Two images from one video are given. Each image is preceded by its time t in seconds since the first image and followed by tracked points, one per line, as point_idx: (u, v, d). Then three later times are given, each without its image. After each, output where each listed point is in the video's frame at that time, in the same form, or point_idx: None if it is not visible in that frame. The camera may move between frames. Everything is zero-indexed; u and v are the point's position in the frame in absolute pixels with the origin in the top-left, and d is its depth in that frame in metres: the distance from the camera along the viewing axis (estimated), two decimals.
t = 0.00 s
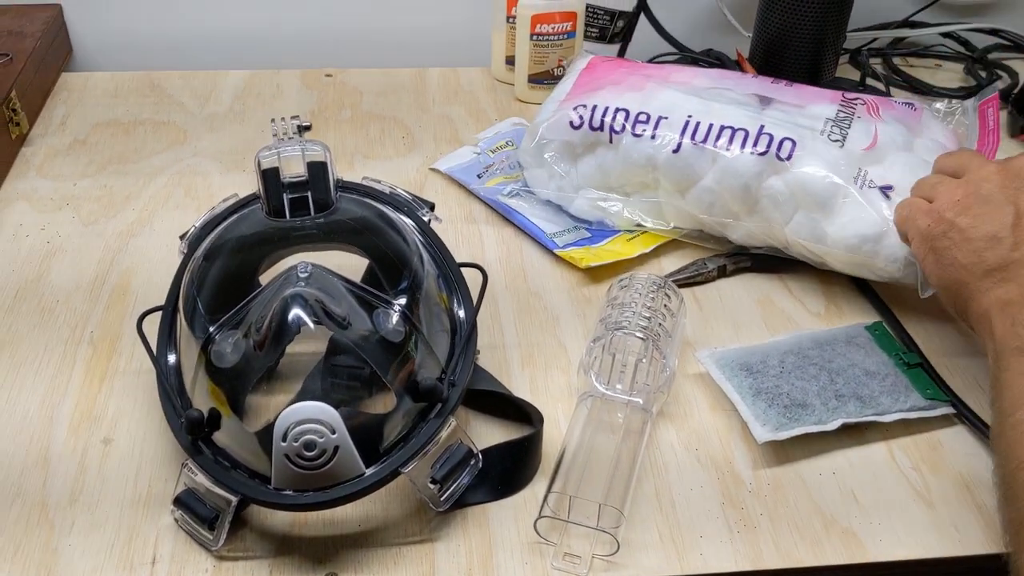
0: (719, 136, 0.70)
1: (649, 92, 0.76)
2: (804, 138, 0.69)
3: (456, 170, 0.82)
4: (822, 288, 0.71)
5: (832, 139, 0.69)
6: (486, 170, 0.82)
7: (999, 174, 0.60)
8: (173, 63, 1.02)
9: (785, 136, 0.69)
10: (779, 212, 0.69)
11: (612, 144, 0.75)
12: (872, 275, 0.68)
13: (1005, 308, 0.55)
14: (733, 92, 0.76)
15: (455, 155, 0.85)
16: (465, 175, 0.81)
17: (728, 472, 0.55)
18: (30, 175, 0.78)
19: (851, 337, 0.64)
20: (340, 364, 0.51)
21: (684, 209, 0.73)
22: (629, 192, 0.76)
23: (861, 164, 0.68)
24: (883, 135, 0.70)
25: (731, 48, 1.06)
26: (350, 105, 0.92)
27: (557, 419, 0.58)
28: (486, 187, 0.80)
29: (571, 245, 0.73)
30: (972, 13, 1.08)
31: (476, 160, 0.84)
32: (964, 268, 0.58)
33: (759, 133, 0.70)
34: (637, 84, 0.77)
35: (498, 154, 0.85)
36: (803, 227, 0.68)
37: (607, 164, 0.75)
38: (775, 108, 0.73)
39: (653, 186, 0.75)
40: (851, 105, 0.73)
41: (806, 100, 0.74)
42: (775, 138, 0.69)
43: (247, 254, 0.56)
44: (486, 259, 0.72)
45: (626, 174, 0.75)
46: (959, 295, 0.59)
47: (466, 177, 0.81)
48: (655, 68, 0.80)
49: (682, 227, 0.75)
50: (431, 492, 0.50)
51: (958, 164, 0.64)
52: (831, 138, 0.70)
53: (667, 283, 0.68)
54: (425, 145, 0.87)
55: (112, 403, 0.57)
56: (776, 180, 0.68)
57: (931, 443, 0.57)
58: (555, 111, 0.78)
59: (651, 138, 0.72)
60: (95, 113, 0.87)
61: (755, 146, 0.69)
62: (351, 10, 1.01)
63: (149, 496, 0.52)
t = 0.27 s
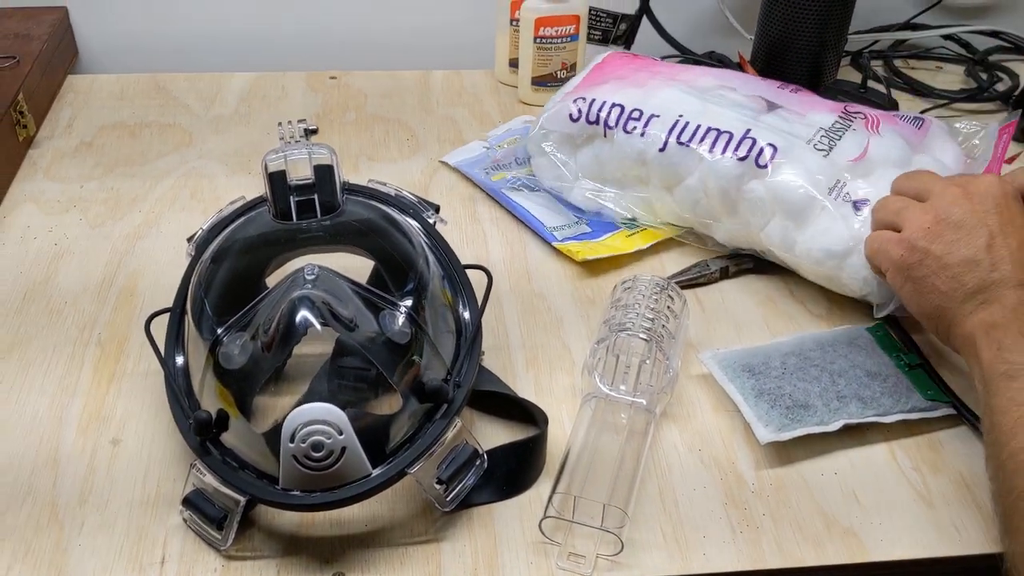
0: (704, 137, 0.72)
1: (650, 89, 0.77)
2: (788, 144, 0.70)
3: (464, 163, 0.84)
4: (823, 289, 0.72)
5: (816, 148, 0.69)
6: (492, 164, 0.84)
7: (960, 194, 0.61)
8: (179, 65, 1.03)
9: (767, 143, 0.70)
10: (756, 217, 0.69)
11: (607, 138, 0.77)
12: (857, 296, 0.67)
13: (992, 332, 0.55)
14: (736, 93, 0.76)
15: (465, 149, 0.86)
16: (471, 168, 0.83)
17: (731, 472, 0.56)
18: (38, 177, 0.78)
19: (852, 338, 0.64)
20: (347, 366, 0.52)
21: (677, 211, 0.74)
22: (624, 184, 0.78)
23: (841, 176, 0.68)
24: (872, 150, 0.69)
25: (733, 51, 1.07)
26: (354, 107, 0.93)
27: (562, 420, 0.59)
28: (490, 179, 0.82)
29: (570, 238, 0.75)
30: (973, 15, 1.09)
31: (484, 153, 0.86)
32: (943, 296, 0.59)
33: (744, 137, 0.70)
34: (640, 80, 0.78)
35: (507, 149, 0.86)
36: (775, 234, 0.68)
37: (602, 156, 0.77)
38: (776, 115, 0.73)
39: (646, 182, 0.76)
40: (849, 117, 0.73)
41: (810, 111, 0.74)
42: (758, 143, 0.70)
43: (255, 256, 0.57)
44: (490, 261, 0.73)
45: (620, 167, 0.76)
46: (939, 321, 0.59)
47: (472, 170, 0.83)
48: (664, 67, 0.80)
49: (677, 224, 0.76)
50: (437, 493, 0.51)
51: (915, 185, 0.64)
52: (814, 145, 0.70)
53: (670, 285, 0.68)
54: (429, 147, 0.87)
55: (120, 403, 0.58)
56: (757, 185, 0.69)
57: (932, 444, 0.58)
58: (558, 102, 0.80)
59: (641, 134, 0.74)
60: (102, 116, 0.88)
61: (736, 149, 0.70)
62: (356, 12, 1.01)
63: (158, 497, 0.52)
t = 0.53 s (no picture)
0: (699, 139, 0.72)
1: (646, 91, 0.77)
2: (784, 143, 0.70)
3: (465, 165, 0.85)
4: (821, 292, 0.72)
5: (812, 143, 0.70)
6: (493, 166, 0.85)
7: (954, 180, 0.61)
8: (180, 69, 1.03)
9: (762, 142, 0.70)
10: (752, 217, 0.70)
11: (604, 141, 0.77)
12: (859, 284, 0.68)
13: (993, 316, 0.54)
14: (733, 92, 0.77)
15: (467, 151, 0.87)
16: (472, 171, 0.84)
17: (729, 474, 0.56)
18: (41, 180, 0.79)
19: (849, 340, 0.65)
20: (348, 369, 0.52)
21: (674, 213, 0.75)
22: (620, 186, 0.78)
23: (837, 168, 0.68)
24: (869, 136, 0.70)
25: (732, 54, 1.07)
26: (355, 110, 0.93)
27: (561, 422, 0.59)
28: (490, 182, 0.82)
29: (569, 240, 0.75)
30: (971, 18, 1.09)
31: (484, 157, 0.86)
32: (941, 283, 0.58)
33: (739, 138, 0.71)
34: (637, 82, 0.79)
35: (507, 152, 0.86)
36: (773, 232, 0.69)
37: (600, 159, 0.78)
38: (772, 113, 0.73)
39: (641, 184, 0.77)
40: (845, 108, 0.73)
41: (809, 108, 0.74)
42: (753, 143, 0.70)
43: (256, 260, 0.57)
44: (490, 264, 0.73)
45: (617, 169, 0.77)
46: (941, 307, 0.58)
47: (472, 171, 0.84)
48: (662, 68, 0.81)
49: (675, 227, 0.76)
50: (437, 494, 0.51)
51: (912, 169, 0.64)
52: (808, 141, 0.70)
53: (669, 287, 0.68)
54: (430, 150, 0.88)
55: (123, 406, 0.58)
56: (751, 186, 0.70)
57: (928, 446, 0.58)
58: (555, 106, 0.81)
59: (636, 137, 0.75)
60: (104, 119, 0.88)
61: (731, 150, 0.71)
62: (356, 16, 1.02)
63: (161, 499, 0.53)
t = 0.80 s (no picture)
0: (697, 141, 0.72)
1: (645, 93, 0.77)
2: (781, 144, 0.70)
3: (468, 165, 0.85)
4: (820, 293, 0.72)
5: (808, 143, 0.70)
6: (495, 167, 0.85)
7: (916, 164, 0.62)
8: (182, 70, 1.04)
9: (759, 144, 0.71)
10: (746, 220, 0.70)
11: (604, 143, 0.78)
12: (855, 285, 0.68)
13: (957, 293, 0.54)
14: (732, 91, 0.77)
15: (470, 150, 0.88)
16: (474, 170, 0.84)
17: (728, 473, 0.56)
18: (43, 181, 0.79)
19: (847, 341, 0.65)
20: (350, 369, 0.53)
21: (672, 214, 0.75)
22: (620, 189, 0.78)
23: (832, 166, 0.69)
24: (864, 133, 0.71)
25: (732, 55, 1.08)
26: (356, 111, 0.94)
27: (562, 422, 0.60)
28: (491, 181, 0.83)
29: (569, 240, 0.76)
30: (970, 19, 1.10)
31: (488, 156, 0.87)
32: (910, 269, 0.59)
33: (735, 140, 0.71)
34: (636, 85, 0.79)
35: (509, 154, 0.87)
36: (766, 235, 0.69)
37: (599, 160, 0.78)
38: (770, 113, 0.74)
39: (640, 186, 0.77)
40: (844, 105, 0.74)
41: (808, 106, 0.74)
42: (749, 145, 0.71)
43: (259, 262, 0.57)
44: (491, 264, 0.74)
45: (617, 170, 0.77)
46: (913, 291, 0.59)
47: (473, 170, 0.84)
48: (662, 69, 0.81)
49: (674, 229, 0.77)
50: (439, 494, 0.52)
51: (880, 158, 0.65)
52: (806, 139, 0.70)
53: (668, 288, 0.69)
54: (430, 151, 0.88)
55: (126, 407, 0.59)
56: (745, 190, 0.70)
57: (926, 446, 0.59)
58: (557, 108, 0.81)
59: (636, 139, 0.75)
60: (106, 120, 0.89)
61: (727, 153, 0.71)
62: (357, 17, 1.02)
63: (164, 499, 0.53)
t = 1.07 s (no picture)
0: (688, 143, 0.72)
1: (636, 93, 0.78)
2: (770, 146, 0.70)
3: (462, 162, 0.86)
4: (818, 291, 0.73)
5: (797, 149, 0.70)
6: (490, 164, 0.86)
7: (895, 178, 0.61)
8: (182, 69, 1.04)
9: (750, 147, 0.71)
10: (737, 221, 0.71)
11: (596, 144, 0.78)
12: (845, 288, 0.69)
13: (947, 308, 0.56)
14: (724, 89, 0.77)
15: (463, 148, 0.88)
16: (470, 167, 0.85)
17: (728, 471, 0.57)
18: (44, 180, 0.79)
19: (846, 340, 0.65)
20: (352, 367, 0.54)
21: (666, 214, 0.76)
22: (614, 186, 0.79)
23: (822, 174, 0.69)
24: (849, 135, 0.70)
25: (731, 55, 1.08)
26: (357, 110, 0.94)
27: (562, 420, 0.60)
28: (487, 180, 0.83)
29: (563, 237, 0.76)
30: (968, 19, 1.10)
31: (482, 154, 0.87)
32: (899, 284, 0.60)
33: (726, 143, 0.71)
34: (628, 84, 0.79)
35: (504, 153, 0.87)
36: (756, 237, 0.70)
37: (592, 160, 0.78)
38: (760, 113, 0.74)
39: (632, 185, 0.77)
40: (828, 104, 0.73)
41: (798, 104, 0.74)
42: (741, 148, 0.71)
43: (260, 260, 0.58)
44: (491, 263, 0.74)
45: (610, 170, 0.77)
46: (903, 305, 0.60)
47: (470, 169, 0.85)
48: (653, 67, 0.81)
49: (666, 228, 0.77)
50: (440, 491, 0.52)
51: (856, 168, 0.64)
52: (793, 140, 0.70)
53: (668, 287, 0.69)
54: (430, 150, 0.88)
55: (128, 405, 0.59)
56: (736, 193, 0.71)
57: (924, 443, 0.59)
58: (547, 108, 0.81)
59: (627, 141, 0.75)
60: (107, 119, 0.89)
61: (719, 156, 0.71)
62: (357, 16, 1.02)
63: (166, 496, 0.53)
